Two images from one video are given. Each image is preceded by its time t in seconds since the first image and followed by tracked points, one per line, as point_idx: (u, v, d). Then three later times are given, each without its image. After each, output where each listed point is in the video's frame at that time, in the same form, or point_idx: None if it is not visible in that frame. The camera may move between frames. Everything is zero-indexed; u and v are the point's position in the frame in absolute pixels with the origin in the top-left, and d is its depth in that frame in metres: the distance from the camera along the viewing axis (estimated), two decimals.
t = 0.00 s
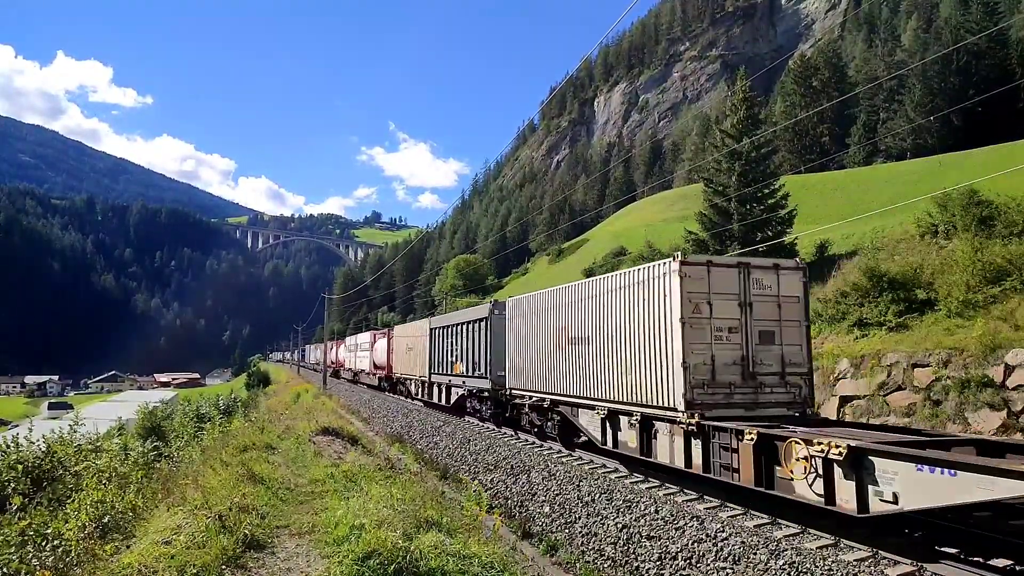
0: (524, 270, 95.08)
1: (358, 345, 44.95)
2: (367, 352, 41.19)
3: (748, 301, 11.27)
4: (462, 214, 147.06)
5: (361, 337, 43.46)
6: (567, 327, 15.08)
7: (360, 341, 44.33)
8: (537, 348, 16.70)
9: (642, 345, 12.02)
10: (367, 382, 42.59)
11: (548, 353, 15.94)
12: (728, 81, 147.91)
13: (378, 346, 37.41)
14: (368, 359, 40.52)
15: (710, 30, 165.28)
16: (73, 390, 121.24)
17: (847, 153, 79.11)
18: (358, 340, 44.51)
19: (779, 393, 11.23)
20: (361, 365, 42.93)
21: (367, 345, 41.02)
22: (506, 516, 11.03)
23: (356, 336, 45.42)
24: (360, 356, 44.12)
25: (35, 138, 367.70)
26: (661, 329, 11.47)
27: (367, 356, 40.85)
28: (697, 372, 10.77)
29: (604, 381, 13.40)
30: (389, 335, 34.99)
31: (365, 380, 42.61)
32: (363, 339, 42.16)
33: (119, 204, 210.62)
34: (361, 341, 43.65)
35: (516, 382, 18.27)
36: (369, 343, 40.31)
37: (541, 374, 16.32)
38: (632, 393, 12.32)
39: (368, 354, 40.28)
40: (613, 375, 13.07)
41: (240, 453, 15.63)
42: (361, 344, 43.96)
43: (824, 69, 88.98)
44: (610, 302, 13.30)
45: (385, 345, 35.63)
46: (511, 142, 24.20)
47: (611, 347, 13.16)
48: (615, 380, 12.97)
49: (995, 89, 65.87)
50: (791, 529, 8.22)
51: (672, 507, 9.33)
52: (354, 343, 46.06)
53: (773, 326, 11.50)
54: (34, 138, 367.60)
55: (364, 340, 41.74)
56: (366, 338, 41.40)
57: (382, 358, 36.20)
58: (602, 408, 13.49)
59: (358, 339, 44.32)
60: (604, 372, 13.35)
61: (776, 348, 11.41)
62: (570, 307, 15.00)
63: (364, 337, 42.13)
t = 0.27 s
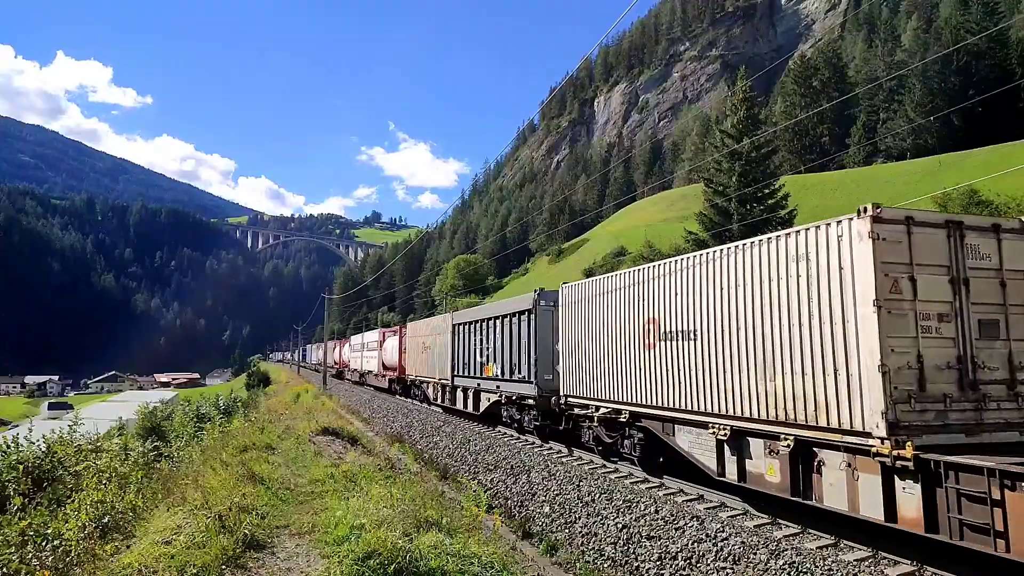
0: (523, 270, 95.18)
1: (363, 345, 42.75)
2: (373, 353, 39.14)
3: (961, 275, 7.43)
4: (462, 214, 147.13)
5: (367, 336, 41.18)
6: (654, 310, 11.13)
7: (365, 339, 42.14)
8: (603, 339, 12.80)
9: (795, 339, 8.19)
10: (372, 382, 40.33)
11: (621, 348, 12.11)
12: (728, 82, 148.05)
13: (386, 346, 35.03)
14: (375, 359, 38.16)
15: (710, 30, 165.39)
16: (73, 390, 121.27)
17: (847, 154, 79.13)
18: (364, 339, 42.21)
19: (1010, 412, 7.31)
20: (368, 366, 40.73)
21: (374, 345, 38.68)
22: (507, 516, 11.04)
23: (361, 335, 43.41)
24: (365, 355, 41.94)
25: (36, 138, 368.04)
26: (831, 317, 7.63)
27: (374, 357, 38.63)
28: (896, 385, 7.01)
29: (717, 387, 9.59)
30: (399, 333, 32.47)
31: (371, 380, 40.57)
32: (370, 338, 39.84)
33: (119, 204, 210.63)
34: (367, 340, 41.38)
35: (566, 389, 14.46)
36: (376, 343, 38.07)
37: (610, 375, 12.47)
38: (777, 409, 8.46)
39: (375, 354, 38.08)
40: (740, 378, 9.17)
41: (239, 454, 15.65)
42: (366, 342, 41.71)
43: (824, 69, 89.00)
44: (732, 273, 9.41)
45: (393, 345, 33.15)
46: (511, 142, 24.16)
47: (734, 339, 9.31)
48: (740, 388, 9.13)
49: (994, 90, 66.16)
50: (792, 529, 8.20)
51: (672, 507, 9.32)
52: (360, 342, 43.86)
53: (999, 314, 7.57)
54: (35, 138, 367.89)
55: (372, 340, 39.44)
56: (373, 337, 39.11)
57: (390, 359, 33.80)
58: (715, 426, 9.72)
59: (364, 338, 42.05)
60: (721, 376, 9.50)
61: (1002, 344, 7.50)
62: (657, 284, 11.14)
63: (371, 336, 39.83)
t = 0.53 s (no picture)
0: (523, 270, 95.24)
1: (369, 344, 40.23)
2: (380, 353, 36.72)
3: None
4: (461, 214, 147.11)
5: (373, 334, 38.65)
6: (767, 295, 8.57)
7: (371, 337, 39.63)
8: (691, 337, 10.16)
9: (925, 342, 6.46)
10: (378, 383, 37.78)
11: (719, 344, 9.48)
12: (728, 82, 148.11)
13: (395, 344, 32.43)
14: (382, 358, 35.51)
15: (710, 30, 165.41)
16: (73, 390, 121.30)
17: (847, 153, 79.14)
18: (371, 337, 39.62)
19: None
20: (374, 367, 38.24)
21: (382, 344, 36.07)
22: (506, 516, 11.06)
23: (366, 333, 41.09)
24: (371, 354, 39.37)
25: (35, 138, 367.95)
26: (996, 314, 5.84)
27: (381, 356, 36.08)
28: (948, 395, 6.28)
29: (877, 393, 6.96)
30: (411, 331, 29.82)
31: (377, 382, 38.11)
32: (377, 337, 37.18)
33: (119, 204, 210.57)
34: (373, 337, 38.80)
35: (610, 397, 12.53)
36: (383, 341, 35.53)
37: (702, 382, 9.84)
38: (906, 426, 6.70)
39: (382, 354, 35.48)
40: (923, 382, 6.47)
41: (240, 453, 15.64)
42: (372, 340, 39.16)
43: (824, 69, 89.00)
44: (907, 235, 6.70)
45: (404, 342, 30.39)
46: (512, 140, 24.08)
47: (898, 329, 6.74)
48: (920, 396, 6.49)
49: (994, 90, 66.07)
50: (792, 529, 8.20)
51: (671, 507, 9.33)
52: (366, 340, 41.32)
53: None
54: (34, 138, 367.72)
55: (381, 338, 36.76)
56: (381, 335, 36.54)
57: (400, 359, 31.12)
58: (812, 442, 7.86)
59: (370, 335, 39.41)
60: (886, 376, 6.85)
61: None
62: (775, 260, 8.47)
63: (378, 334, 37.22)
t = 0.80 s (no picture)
0: (523, 270, 95.23)
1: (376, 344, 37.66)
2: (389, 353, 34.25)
3: None
4: (461, 213, 147.00)
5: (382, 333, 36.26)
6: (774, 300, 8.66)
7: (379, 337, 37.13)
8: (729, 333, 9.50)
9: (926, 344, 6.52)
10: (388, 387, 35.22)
11: (804, 336, 8.22)
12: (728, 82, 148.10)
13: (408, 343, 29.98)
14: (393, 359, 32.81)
15: (710, 30, 165.45)
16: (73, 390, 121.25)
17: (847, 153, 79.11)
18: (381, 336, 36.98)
19: None
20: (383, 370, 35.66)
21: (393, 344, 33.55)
22: (506, 516, 11.06)
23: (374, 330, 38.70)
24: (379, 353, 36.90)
25: (35, 138, 367.91)
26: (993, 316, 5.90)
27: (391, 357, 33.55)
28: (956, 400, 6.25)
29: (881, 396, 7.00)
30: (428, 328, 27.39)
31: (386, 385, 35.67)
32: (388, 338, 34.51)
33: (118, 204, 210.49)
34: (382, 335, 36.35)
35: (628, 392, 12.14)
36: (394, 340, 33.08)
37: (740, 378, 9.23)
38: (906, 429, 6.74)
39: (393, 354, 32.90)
40: (991, 383, 5.89)
41: (239, 454, 15.63)
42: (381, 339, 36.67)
43: (824, 69, 88.94)
44: (978, 222, 6.07)
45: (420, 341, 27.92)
46: (512, 141, 24.04)
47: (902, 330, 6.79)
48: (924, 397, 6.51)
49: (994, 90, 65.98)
50: (792, 529, 8.20)
51: (671, 507, 9.32)
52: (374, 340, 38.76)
53: None
54: (34, 138, 367.72)
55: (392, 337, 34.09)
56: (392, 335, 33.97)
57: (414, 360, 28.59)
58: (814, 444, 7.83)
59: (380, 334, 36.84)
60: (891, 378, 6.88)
61: None
62: (876, 239, 7.17)
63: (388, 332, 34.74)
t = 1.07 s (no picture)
0: (523, 269, 95.19)
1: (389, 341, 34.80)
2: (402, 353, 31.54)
3: None
4: (461, 213, 146.94)
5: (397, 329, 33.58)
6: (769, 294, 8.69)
7: (392, 333, 34.50)
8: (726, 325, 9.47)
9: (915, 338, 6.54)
10: (402, 387, 32.38)
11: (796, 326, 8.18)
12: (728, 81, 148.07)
13: (426, 340, 27.24)
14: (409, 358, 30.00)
15: (710, 30, 165.46)
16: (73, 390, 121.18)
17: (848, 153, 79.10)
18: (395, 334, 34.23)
19: None
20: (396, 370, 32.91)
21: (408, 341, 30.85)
22: (507, 516, 11.07)
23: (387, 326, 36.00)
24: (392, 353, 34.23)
25: (35, 138, 367.90)
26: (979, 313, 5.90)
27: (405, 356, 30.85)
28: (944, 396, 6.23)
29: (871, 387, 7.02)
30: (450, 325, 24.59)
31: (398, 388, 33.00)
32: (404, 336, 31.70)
33: (118, 204, 210.43)
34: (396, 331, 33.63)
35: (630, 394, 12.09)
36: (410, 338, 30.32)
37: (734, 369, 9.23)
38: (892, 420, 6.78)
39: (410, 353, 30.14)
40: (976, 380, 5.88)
41: (239, 453, 15.63)
42: (394, 337, 34.03)
43: (824, 69, 88.96)
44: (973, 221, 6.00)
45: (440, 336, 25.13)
46: (512, 141, 24.02)
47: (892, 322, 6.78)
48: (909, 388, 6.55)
49: (994, 90, 65.92)
50: (792, 529, 8.20)
51: (672, 507, 9.31)
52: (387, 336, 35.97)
53: None
54: (34, 138, 367.70)
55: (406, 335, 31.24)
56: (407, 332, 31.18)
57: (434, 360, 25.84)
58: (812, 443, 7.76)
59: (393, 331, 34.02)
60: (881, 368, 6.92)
61: None
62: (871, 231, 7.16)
63: (404, 329, 31.98)
